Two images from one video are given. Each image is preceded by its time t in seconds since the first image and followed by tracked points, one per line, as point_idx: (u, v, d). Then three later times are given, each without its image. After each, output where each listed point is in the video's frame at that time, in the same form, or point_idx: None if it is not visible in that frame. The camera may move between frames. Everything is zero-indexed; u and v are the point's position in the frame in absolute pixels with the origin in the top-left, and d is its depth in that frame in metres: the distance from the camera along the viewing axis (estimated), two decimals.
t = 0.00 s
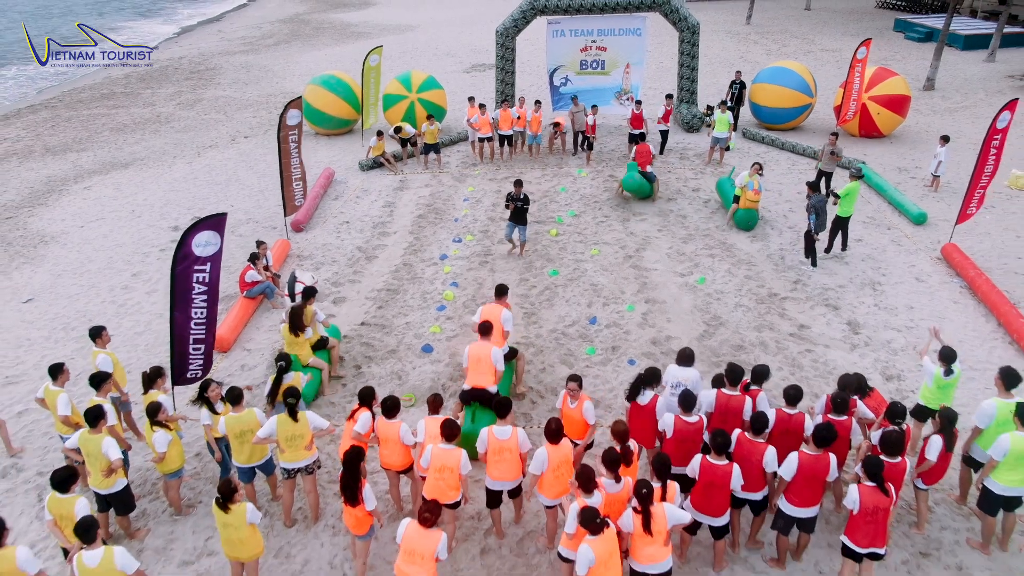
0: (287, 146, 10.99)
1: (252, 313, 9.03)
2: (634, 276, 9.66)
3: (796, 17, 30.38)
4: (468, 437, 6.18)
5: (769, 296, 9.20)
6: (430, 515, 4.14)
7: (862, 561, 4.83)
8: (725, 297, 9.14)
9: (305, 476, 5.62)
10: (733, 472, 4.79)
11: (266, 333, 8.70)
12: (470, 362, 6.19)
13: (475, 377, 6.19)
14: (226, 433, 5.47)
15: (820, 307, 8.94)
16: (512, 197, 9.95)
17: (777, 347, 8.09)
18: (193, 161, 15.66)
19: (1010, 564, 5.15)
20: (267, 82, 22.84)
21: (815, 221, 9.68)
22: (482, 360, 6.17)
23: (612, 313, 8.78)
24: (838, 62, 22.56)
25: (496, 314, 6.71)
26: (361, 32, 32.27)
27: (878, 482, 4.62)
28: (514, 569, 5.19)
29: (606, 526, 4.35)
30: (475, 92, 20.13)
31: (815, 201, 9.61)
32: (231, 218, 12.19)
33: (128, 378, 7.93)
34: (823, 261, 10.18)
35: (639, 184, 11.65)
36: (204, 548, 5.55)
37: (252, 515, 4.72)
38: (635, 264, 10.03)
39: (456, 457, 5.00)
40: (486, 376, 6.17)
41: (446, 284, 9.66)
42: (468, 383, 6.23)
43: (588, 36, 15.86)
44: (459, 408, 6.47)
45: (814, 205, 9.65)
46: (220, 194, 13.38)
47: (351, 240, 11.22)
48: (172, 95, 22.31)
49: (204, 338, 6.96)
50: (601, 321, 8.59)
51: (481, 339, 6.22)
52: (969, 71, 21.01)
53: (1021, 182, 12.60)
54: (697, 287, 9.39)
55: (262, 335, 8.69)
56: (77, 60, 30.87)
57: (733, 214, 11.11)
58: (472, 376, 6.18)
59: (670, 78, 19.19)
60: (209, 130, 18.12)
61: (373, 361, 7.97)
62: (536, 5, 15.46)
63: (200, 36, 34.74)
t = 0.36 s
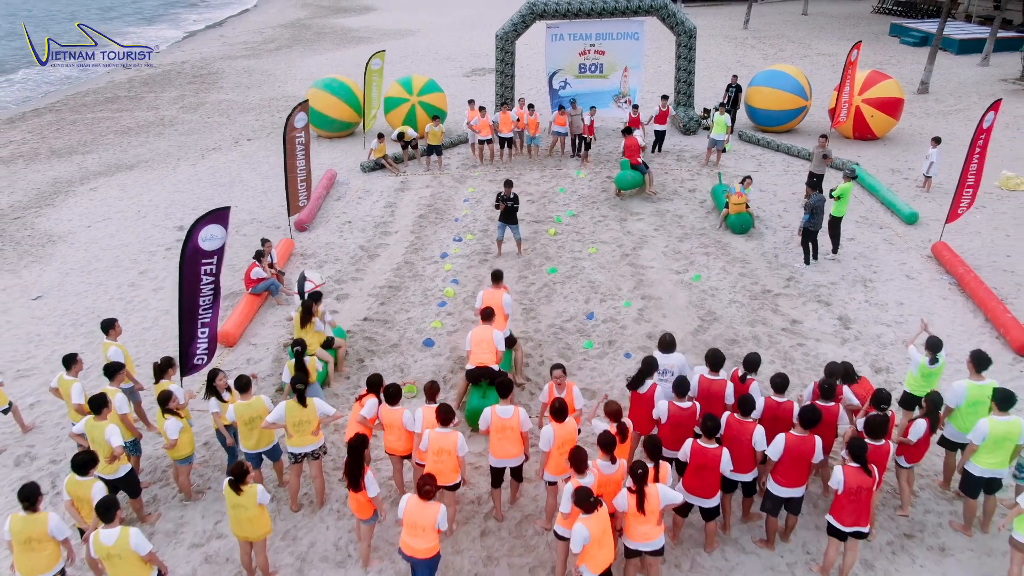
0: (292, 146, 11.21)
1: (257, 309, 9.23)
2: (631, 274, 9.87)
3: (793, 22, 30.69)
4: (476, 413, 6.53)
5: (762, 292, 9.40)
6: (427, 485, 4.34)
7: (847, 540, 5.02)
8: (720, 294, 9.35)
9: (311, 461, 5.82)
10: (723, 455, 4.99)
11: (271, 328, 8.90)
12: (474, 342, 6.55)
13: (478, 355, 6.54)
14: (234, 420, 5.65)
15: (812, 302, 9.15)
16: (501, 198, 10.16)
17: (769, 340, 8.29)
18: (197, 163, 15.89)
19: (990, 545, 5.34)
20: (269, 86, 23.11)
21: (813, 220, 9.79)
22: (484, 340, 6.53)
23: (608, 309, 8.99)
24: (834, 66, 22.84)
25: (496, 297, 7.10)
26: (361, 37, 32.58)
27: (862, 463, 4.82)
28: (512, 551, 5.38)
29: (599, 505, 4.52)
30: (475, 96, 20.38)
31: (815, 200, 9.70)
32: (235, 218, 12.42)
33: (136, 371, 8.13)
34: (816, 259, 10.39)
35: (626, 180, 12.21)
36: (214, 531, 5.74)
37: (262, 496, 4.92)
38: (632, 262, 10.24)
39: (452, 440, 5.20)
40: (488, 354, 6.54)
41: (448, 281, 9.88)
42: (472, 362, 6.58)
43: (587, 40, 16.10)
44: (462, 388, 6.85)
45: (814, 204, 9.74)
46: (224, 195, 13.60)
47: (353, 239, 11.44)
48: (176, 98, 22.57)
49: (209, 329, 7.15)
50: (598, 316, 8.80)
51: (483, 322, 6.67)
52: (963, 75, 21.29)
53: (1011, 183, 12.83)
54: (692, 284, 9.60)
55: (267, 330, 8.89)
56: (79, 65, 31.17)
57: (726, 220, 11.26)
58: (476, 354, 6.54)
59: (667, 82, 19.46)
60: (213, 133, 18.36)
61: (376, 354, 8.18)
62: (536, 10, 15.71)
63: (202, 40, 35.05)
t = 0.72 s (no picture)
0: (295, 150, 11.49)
1: (261, 307, 9.45)
2: (626, 274, 10.11)
3: (789, 30, 31.06)
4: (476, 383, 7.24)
5: (755, 291, 9.64)
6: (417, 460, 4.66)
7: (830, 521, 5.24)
8: (713, 293, 9.58)
9: (317, 449, 6.03)
10: (711, 440, 5.21)
11: (276, 325, 9.13)
12: (476, 320, 7.19)
13: (481, 333, 7.21)
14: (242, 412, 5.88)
15: (803, 301, 9.38)
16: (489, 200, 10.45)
17: (761, 337, 8.52)
18: (201, 168, 16.15)
19: (970, 528, 5.55)
20: (272, 93, 23.42)
21: (809, 217, 10.15)
22: (485, 318, 7.19)
23: (604, 307, 9.22)
24: (829, 73, 23.17)
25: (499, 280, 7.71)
26: (362, 45, 32.95)
27: (844, 447, 5.04)
28: (510, 534, 5.59)
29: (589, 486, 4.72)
30: (475, 102, 20.68)
31: (810, 198, 10.04)
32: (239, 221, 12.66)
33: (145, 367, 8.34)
34: (808, 260, 10.62)
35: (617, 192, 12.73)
36: (222, 516, 5.95)
37: (270, 479, 5.13)
38: (628, 263, 10.48)
39: (439, 424, 5.39)
40: (491, 332, 7.23)
41: (448, 280, 10.12)
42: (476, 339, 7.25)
43: (584, 47, 16.41)
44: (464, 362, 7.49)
45: (809, 201, 10.09)
46: (228, 198, 13.84)
47: (355, 241, 11.68)
48: (179, 105, 22.87)
49: (216, 325, 7.39)
50: (595, 314, 9.03)
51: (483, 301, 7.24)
52: (956, 82, 21.60)
53: (1000, 187, 13.09)
54: (686, 283, 9.84)
55: (272, 327, 9.12)
56: (83, 72, 31.49)
57: (725, 219, 11.44)
58: (479, 331, 7.21)
59: (664, 88, 19.77)
60: (216, 139, 18.63)
61: (378, 350, 8.40)
62: (534, 17, 15.97)
63: (204, 48, 35.42)
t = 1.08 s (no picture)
0: (299, 156, 11.75)
1: (266, 309, 9.66)
2: (623, 276, 10.34)
3: (786, 40, 31.48)
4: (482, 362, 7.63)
5: (748, 293, 9.87)
6: (416, 440, 5.03)
7: (816, 507, 5.45)
8: (707, 294, 9.81)
9: (323, 441, 6.25)
10: (699, 430, 5.43)
11: (280, 325, 9.36)
12: (481, 302, 7.61)
13: (486, 315, 7.68)
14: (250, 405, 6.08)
15: (795, 302, 9.61)
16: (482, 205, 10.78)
17: (753, 336, 8.75)
18: (205, 175, 16.42)
19: (952, 515, 5.75)
20: (274, 102, 23.75)
21: (804, 221, 10.38)
22: (490, 301, 7.63)
23: (600, 308, 9.45)
24: (823, 83, 23.52)
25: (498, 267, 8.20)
26: (363, 55, 33.35)
27: (830, 436, 5.25)
28: (509, 521, 5.80)
29: (581, 472, 4.93)
30: (475, 110, 21.01)
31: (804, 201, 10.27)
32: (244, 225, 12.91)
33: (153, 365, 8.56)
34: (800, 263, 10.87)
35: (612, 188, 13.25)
36: (230, 506, 6.15)
37: (279, 466, 5.36)
38: (624, 266, 10.72)
39: (438, 415, 5.61)
40: (495, 314, 7.67)
41: (449, 283, 10.36)
42: (481, 321, 7.72)
43: (582, 57, 16.70)
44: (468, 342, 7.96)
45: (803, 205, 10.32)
46: (232, 204, 14.10)
47: (357, 245, 11.93)
48: (183, 114, 23.19)
49: (224, 322, 7.63)
50: (591, 315, 9.26)
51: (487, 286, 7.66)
52: (949, 91, 21.94)
53: (989, 193, 13.35)
54: (681, 285, 10.07)
55: (276, 328, 9.34)
56: (87, 82, 31.86)
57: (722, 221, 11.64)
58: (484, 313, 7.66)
59: (661, 96, 20.10)
60: (220, 147, 18.91)
61: (380, 349, 8.62)
62: (533, 27, 16.25)
63: (207, 58, 35.84)
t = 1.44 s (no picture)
0: (303, 163, 12.04)
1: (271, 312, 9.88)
2: (619, 281, 10.59)
3: (782, 52, 31.88)
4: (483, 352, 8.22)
5: (742, 297, 10.10)
6: (419, 432, 5.27)
7: (804, 497, 5.67)
8: (702, 298, 10.05)
9: (320, 437, 6.45)
10: (690, 422, 5.65)
11: (285, 328, 9.58)
12: (483, 295, 8.24)
13: (487, 307, 8.27)
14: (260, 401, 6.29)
15: (788, 305, 9.85)
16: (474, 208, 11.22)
17: (746, 338, 8.98)
18: (210, 184, 16.69)
19: (935, 506, 5.96)
20: (277, 113, 24.09)
21: (796, 226, 10.61)
22: (491, 295, 8.25)
23: (597, 311, 9.68)
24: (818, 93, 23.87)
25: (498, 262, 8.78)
26: (364, 67, 33.75)
27: (816, 427, 5.47)
28: (507, 512, 6.01)
29: (576, 460, 5.14)
30: (475, 120, 21.33)
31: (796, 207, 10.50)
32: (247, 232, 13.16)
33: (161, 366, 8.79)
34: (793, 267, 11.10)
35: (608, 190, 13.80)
36: (238, 499, 6.36)
37: (286, 456, 5.60)
38: (621, 270, 10.96)
39: (455, 405, 5.93)
40: (495, 306, 8.27)
41: (449, 287, 10.60)
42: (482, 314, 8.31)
43: (580, 68, 17.02)
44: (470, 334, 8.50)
45: (795, 211, 10.55)
46: (237, 212, 14.36)
47: (359, 251, 12.19)
48: (186, 124, 23.51)
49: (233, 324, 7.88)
50: (588, 317, 9.49)
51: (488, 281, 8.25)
52: (942, 102, 22.27)
53: (979, 201, 13.61)
54: (676, 289, 10.31)
55: (281, 330, 9.57)
56: (91, 93, 32.23)
57: (715, 235, 11.72)
58: (486, 305, 8.26)
59: (658, 107, 20.43)
60: (223, 157, 19.20)
61: (383, 350, 8.85)
62: (531, 40, 16.61)
63: (210, 70, 36.27)
